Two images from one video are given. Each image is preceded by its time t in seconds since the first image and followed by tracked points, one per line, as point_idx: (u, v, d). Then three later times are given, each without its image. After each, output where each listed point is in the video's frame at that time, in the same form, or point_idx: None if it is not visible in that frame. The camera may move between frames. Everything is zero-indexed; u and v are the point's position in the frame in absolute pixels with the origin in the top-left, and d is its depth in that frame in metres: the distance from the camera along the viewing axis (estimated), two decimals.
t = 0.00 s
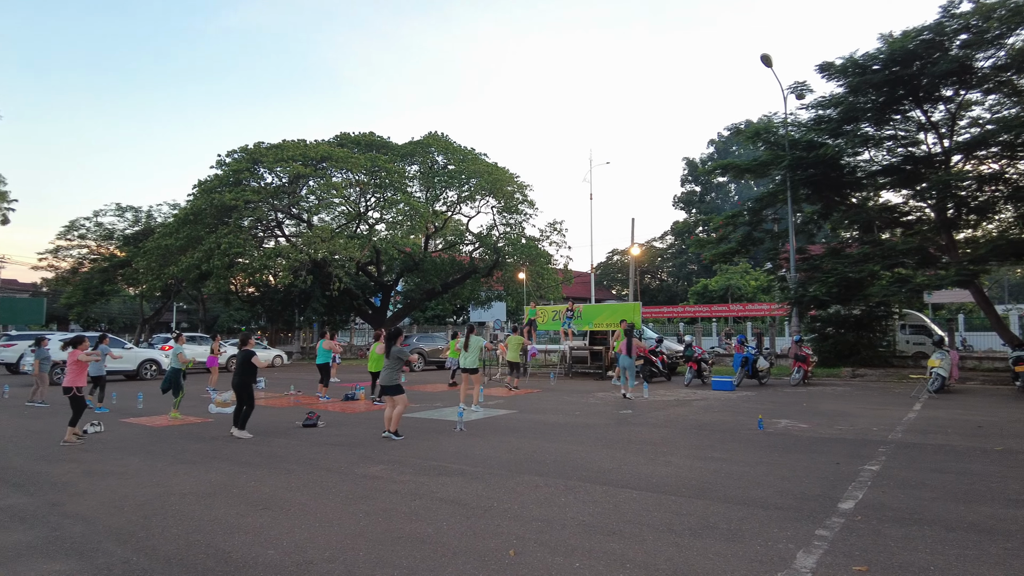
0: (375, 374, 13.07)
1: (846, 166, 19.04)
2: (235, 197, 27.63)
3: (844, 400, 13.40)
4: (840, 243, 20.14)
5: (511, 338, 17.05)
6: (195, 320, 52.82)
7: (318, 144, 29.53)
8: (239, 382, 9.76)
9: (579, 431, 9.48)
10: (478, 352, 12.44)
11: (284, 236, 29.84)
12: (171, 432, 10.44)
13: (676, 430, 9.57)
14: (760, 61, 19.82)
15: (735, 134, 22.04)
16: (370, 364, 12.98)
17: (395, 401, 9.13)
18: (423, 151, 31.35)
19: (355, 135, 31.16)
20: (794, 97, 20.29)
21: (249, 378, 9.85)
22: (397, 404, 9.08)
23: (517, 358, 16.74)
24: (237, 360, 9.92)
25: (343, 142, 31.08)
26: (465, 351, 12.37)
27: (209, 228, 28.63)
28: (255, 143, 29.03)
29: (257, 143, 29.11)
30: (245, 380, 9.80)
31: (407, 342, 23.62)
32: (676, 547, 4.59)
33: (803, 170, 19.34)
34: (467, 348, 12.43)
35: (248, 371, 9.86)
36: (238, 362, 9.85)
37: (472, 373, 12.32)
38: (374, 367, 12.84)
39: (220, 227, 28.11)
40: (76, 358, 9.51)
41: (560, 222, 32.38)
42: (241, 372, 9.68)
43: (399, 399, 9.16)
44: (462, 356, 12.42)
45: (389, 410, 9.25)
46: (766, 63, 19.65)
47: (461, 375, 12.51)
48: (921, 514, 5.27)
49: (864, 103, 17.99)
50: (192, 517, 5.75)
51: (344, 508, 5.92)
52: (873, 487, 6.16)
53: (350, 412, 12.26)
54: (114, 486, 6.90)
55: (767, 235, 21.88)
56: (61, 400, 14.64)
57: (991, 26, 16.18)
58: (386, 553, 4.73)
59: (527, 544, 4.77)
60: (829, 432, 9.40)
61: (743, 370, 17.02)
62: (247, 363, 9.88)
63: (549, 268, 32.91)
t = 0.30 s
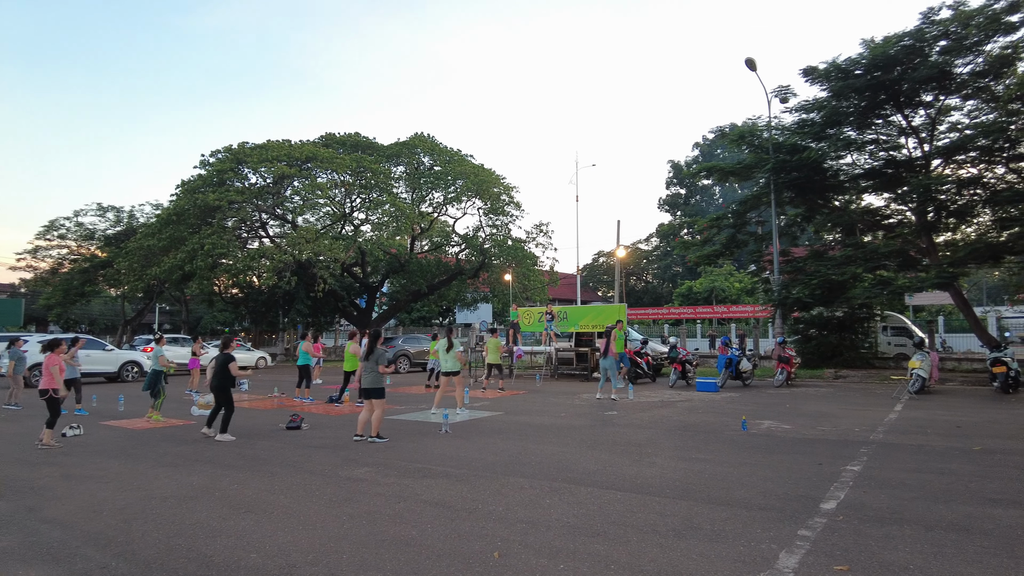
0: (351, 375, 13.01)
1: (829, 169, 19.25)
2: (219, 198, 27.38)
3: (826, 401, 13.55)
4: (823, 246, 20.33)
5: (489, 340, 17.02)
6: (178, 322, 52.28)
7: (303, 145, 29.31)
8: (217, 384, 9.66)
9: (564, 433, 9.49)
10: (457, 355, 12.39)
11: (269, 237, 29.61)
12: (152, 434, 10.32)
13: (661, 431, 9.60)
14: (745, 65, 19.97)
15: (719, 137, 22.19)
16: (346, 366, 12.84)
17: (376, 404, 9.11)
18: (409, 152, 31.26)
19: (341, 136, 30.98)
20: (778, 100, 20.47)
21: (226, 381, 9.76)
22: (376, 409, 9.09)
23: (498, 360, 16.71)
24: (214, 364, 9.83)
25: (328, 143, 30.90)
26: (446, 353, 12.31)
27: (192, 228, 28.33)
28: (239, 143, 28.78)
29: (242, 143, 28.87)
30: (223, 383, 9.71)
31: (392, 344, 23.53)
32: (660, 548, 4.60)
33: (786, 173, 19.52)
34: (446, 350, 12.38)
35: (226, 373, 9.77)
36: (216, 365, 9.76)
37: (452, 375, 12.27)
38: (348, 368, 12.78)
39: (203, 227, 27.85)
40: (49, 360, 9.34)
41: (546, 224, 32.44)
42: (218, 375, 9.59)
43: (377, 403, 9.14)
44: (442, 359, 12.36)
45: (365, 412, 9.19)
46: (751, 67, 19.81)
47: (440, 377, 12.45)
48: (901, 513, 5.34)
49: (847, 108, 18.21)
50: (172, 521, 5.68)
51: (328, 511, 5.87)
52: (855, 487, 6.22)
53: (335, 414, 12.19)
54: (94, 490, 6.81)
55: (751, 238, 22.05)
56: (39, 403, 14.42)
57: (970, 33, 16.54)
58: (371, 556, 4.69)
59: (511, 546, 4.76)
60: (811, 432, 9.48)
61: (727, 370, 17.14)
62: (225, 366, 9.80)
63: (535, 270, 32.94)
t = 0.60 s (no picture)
0: (331, 376, 12.92)
1: (812, 172, 19.45)
2: (202, 198, 27.10)
3: (808, 402, 13.69)
4: (806, 248, 20.52)
5: (468, 342, 16.95)
6: (160, 323, 51.64)
7: (287, 145, 29.08)
8: (193, 386, 9.58)
9: (548, 434, 9.49)
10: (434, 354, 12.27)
11: (252, 238, 29.36)
12: (132, 437, 10.18)
13: (645, 432, 9.63)
14: (729, 69, 20.13)
15: (704, 139, 22.36)
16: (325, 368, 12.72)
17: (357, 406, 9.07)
18: (394, 152, 31.15)
19: (325, 136, 30.79)
20: (762, 103, 20.65)
21: (202, 381, 9.67)
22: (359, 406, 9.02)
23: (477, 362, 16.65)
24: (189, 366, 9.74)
25: (313, 143, 30.67)
26: (423, 353, 12.19)
27: (174, 229, 28.02)
28: (223, 142, 28.52)
29: (225, 143, 28.60)
30: (199, 383, 9.62)
31: (377, 346, 23.42)
32: (644, 548, 4.61)
33: (770, 176, 19.69)
34: (423, 350, 12.24)
35: (201, 374, 9.69)
36: (190, 367, 9.67)
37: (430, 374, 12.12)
38: (325, 369, 12.68)
39: (186, 228, 27.55)
40: (22, 359, 9.19)
41: (532, 225, 32.50)
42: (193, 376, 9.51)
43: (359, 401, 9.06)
44: (420, 360, 12.18)
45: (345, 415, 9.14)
46: (735, 71, 19.97)
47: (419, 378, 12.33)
48: (881, 512, 5.39)
49: (829, 111, 18.42)
50: (152, 525, 5.60)
51: (311, 514, 5.82)
52: (836, 487, 6.28)
53: (318, 416, 12.11)
54: (72, 494, 6.70)
55: (734, 240, 22.24)
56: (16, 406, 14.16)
57: (949, 39, 16.84)
58: (355, 559, 4.65)
59: (495, 548, 4.75)
60: (794, 433, 9.57)
61: (711, 372, 17.26)
62: (199, 366, 9.72)
63: (521, 271, 32.98)
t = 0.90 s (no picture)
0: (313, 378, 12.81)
1: (794, 175, 19.64)
2: (184, 197, 26.79)
3: (791, 403, 13.81)
4: (789, 250, 20.70)
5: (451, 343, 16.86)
6: (141, 325, 50.99)
7: (271, 144, 28.83)
8: (173, 387, 9.45)
9: (533, 435, 9.48)
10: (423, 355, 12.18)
11: (235, 238, 29.09)
12: (111, 440, 10.02)
13: (630, 433, 9.66)
14: (713, 72, 20.27)
15: (688, 142, 22.52)
16: (309, 370, 12.60)
17: (340, 409, 8.98)
18: (379, 152, 31.01)
19: (309, 136, 30.56)
20: (745, 106, 20.83)
21: (181, 383, 9.55)
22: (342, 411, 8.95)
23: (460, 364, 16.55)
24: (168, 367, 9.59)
25: (297, 143, 30.44)
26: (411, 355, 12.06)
27: (156, 229, 27.67)
28: (205, 141, 28.22)
29: (208, 142, 28.31)
30: (179, 385, 9.50)
31: (361, 347, 23.30)
32: (628, 549, 4.62)
33: (753, 179, 19.86)
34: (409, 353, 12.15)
35: (181, 376, 9.57)
36: (170, 368, 9.53)
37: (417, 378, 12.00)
38: (308, 371, 12.57)
39: (168, 228, 27.23)
40: None
41: (517, 227, 32.52)
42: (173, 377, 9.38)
43: (342, 406, 9.00)
44: (405, 362, 12.06)
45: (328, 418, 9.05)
46: (719, 73, 20.12)
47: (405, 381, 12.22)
48: (862, 512, 5.44)
49: (812, 115, 18.62)
50: (132, 529, 5.51)
51: (294, 516, 5.77)
52: (818, 487, 6.33)
53: (301, 418, 12.00)
54: (49, 498, 6.57)
55: (718, 242, 22.41)
56: None
57: (928, 45, 17.12)
58: (338, 562, 4.61)
59: (479, 549, 4.73)
60: (776, 433, 9.64)
61: (694, 373, 17.36)
62: (179, 368, 9.59)
63: (506, 273, 32.99)
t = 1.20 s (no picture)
0: (297, 378, 12.71)
1: (777, 177, 19.82)
2: (165, 196, 26.48)
3: (774, 403, 13.95)
4: (772, 251, 20.90)
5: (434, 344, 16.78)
6: (121, 325, 50.34)
7: (254, 143, 28.56)
8: (157, 390, 9.34)
9: (517, 436, 9.48)
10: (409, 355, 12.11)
11: (218, 238, 28.80)
12: (89, 442, 9.87)
13: (614, 433, 9.68)
14: (697, 74, 20.41)
15: (672, 144, 22.65)
16: (292, 371, 12.49)
17: (323, 411, 8.92)
18: (363, 152, 30.83)
19: (293, 135, 30.32)
20: (729, 108, 20.98)
21: (165, 386, 9.43)
22: (325, 413, 8.88)
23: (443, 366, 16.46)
24: (153, 369, 9.49)
25: (281, 142, 30.20)
26: (397, 355, 11.97)
27: (137, 228, 27.31)
28: (188, 140, 27.90)
29: (190, 140, 27.99)
30: (162, 388, 9.37)
31: (345, 348, 23.15)
32: (611, 549, 4.63)
33: (737, 181, 20.02)
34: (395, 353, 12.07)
35: (166, 379, 9.45)
36: (155, 369, 9.41)
37: (402, 378, 11.98)
38: (291, 372, 12.47)
39: (149, 227, 26.89)
40: None
41: (503, 227, 32.51)
42: (158, 379, 9.27)
43: (325, 408, 8.95)
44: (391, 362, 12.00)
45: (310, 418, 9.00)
46: (703, 76, 20.25)
47: (388, 380, 12.16)
48: (842, 510, 5.50)
49: (795, 118, 18.81)
50: (110, 532, 5.44)
51: (275, 518, 5.73)
52: (799, 486, 6.39)
53: (284, 420, 11.90)
54: (24, 501, 6.46)
55: (702, 243, 22.56)
56: None
57: (908, 50, 17.38)
58: (319, 564, 4.57)
59: (463, 550, 4.72)
60: (759, 433, 9.73)
61: (677, 373, 17.46)
62: (165, 370, 9.46)
63: (492, 273, 32.97)
